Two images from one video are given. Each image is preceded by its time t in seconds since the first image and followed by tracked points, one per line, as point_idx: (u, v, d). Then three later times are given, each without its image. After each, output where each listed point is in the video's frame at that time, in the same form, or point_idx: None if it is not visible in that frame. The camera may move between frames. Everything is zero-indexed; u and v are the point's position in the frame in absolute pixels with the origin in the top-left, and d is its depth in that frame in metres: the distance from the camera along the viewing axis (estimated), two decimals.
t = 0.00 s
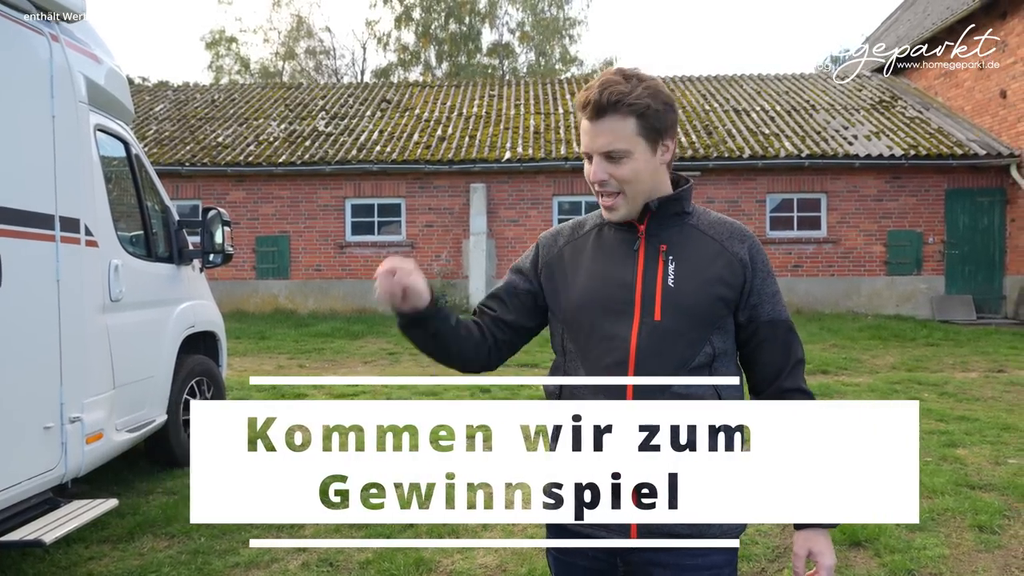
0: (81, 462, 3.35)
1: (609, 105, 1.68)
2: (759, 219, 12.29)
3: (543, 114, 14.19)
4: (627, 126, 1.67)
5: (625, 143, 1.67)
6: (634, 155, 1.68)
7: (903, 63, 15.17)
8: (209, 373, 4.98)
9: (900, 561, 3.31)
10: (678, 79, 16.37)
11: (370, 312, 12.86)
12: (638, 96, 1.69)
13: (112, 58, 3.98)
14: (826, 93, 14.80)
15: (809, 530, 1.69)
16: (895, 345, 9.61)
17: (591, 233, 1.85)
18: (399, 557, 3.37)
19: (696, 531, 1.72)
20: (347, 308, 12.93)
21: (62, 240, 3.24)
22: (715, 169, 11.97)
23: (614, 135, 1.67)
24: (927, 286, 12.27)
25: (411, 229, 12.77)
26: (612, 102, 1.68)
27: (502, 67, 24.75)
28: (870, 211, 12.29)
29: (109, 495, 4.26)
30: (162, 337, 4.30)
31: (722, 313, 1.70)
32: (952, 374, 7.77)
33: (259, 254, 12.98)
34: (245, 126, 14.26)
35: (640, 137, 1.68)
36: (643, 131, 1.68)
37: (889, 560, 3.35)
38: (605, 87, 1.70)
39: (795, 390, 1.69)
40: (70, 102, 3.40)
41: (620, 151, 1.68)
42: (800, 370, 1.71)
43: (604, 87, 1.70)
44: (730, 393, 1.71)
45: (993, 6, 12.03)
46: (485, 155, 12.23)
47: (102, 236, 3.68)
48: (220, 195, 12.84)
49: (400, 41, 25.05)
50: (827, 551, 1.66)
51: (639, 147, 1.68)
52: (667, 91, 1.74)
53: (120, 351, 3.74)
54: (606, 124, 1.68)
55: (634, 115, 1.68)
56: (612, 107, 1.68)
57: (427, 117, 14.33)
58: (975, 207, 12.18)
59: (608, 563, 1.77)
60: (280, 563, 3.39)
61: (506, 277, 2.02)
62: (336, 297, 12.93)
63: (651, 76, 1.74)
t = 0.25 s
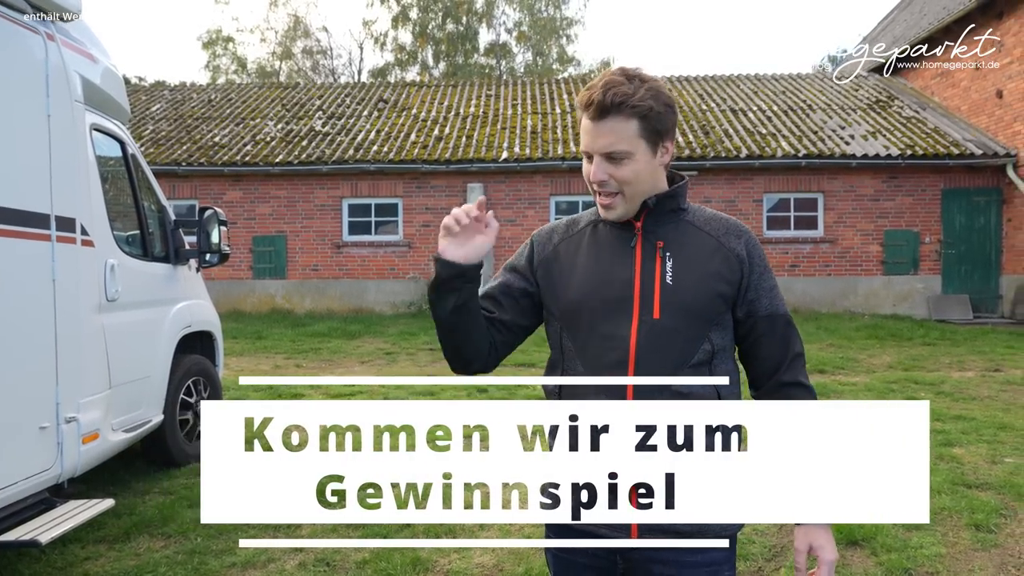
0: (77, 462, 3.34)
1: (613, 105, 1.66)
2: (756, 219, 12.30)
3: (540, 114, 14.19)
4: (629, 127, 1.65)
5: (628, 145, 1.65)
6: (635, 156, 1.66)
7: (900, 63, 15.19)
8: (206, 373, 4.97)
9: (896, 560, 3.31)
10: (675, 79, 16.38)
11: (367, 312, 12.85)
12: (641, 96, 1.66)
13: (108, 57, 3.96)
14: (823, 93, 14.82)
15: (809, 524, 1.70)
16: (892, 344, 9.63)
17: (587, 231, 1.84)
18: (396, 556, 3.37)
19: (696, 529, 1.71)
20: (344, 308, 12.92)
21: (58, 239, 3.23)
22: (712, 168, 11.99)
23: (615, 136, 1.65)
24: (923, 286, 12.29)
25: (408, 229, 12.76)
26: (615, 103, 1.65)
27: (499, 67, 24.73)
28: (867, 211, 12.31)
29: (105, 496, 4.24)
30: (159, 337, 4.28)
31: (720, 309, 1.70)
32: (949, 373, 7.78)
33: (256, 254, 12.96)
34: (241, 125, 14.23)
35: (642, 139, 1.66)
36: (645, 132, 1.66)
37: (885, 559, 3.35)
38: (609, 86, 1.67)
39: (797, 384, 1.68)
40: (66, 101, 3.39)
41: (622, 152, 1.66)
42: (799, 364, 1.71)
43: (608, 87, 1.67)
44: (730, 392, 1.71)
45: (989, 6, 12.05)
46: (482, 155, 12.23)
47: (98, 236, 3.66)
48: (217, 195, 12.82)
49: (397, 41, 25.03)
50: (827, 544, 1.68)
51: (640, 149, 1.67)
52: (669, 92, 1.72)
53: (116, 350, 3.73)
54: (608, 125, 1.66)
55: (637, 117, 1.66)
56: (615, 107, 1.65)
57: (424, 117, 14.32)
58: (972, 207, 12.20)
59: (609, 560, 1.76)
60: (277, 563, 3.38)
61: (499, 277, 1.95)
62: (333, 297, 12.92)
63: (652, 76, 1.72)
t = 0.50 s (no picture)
0: (71, 460, 3.32)
1: (628, 101, 1.65)
2: (751, 217, 12.33)
3: (536, 112, 14.18)
4: (642, 125, 1.65)
5: (639, 142, 1.65)
6: (645, 153, 1.66)
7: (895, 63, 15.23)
8: (201, 371, 4.96)
9: (890, 557, 3.32)
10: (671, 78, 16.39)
11: (362, 310, 12.83)
12: (658, 94, 1.66)
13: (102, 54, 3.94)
14: (818, 91, 14.85)
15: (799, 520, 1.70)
16: (887, 343, 9.65)
17: (590, 225, 1.83)
18: (391, 554, 3.36)
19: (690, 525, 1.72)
20: (339, 306, 12.89)
21: (52, 237, 3.21)
22: (708, 167, 12.00)
23: (626, 132, 1.65)
24: (918, 284, 12.33)
25: (404, 227, 12.74)
26: (631, 98, 1.64)
27: (495, 65, 24.70)
28: (862, 210, 12.34)
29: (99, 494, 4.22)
30: (153, 335, 4.26)
31: (721, 305, 1.70)
32: (943, 371, 7.81)
33: (251, 252, 12.94)
34: (237, 123, 14.19)
35: (652, 138, 1.66)
36: (656, 131, 1.66)
37: (880, 556, 3.36)
38: (626, 81, 1.66)
39: (793, 380, 1.68)
40: (60, 98, 3.37)
41: (632, 148, 1.65)
42: (797, 360, 1.70)
43: (625, 82, 1.66)
44: (728, 389, 1.71)
45: (984, 6, 12.08)
46: (478, 153, 12.22)
47: (92, 233, 3.64)
48: (212, 193, 12.78)
49: (393, 39, 25.00)
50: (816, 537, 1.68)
51: (650, 147, 1.66)
52: (683, 92, 1.72)
53: (110, 348, 3.71)
54: (621, 120, 1.65)
55: (650, 115, 1.65)
56: (630, 103, 1.65)
57: (420, 115, 14.30)
58: (966, 205, 12.24)
59: (605, 556, 1.77)
60: (271, 562, 3.37)
61: (509, 267, 1.90)
62: (329, 295, 12.89)
63: (668, 74, 1.71)
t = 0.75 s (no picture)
0: (64, 459, 3.30)
1: (638, 98, 1.64)
2: (746, 215, 12.35)
3: (531, 110, 14.18)
4: (650, 123, 1.64)
5: (646, 140, 1.65)
6: (651, 151, 1.66)
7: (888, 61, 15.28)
8: (194, 369, 4.94)
9: (884, 555, 3.33)
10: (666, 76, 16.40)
11: (357, 308, 12.80)
12: (666, 93, 1.66)
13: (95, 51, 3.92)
14: (812, 90, 14.88)
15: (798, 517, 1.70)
16: (881, 340, 9.69)
17: (590, 222, 1.81)
18: (386, 552, 3.36)
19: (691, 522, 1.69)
20: (334, 304, 12.86)
21: (44, 234, 3.19)
22: (703, 165, 12.02)
23: (634, 129, 1.64)
24: (912, 283, 12.38)
25: (398, 225, 12.72)
26: (641, 96, 1.64)
27: (490, 63, 24.66)
28: (856, 208, 12.38)
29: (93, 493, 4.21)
30: (147, 333, 4.24)
31: (722, 305, 1.70)
32: (937, 369, 7.84)
33: (245, 250, 12.90)
34: (231, 121, 14.13)
35: (659, 136, 1.66)
36: (664, 129, 1.66)
37: (874, 553, 3.37)
38: (636, 78, 1.66)
39: (788, 381, 1.70)
40: (53, 96, 3.35)
41: (639, 146, 1.65)
42: (792, 362, 1.73)
43: (635, 79, 1.65)
44: (727, 387, 1.72)
45: (978, 5, 12.12)
46: (472, 151, 12.20)
47: (85, 231, 3.62)
48: (206, 191, 12.73)
49: (387, 37, 24.94)
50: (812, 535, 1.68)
51: (657, 146, 1.66)
52: (690, 91, 1.72)
53: (103, 346, 3.69)
54: (630, 117, 1.64)
55: (658, 113, 1.65)
56: (640, 100, 1.64)
57: (415, 113, 14.27)
58: (960, 204, 12.29)
59: (604, 555, 1.73)
60: (266, 560, 3.36)
61: (508, 262, 1.86)
62: (323, 293, 12.86)
63: (677, 73, 1.71)
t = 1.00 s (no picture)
0: (57, 458, 3.28)
1: (644, 95, 1.65)
2: (742, 214, 12.37)
3: (527, 109, 14.17)
4: (655, 120, 1.65)
5: (650, 137, 1.65)
6: (655, 149, 1.66)
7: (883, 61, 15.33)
8: (189, 368, 4.92)
9: (879, 553, 3.34)
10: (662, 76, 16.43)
11: (353, 307, 12.78)
12: (671, 91, 1.67)
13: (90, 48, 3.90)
14: (808, 89, 14.91)
15: (793, 517, 1.66)
16: (876, 339, 9.71)
17: (588, 221, 1.80)
18: (381, 550, 3.35)
19: (692, 521, 1.66)
20: (329, 303, 12.83)
21: (38, 233, 3.17)
22: (698, 164, 12.04)
23: (639, 126, 1.64)
24: (907, 281, 12.41)
25: (394, 224, 12.70)
26: (646, 93, 1.65)
27: (486, 61, 24.62)
28: (852, 207, 12.41)
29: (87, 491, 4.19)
30: (141, 332, 4.22)
31: (721, 305, 1.70)
32: (932, 368, 7.87)
33: (241, 249, 12.88)
34: (226, 119, 14.09)
35: (663, 134, 1.66)
36: (668, 127, 1.67)
37: (868, 551, 3.38)
38: (642, 75, 1.66)
39: (783, 380, 1.70)
40: (47, 93, 3.33)
41: (643, 143, 1.65)
42: (787, 362, 1.73)
43: (641, 76, 1.66)
44: (724, 385, 1.72)
45: (973, 4, 12.15)
46: (468, 150, 12.19)
47: (79, 228, 3.60)
48: (201, 189, 12.69)
49: (383, 35, 24.90)
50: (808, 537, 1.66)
51: (660, 143, 1.66)
52: (693, 92, 1.73)
53: (98, 345, 3.67)
54: (634, 114, 1.65)
55: (663, 111, 1.66)
56: (646, 97, 1.65)
57: (411, 111, 14.25)
58: (954, 203, 12.33)
59: (602, 555, 1.70)
60: (261, 559, 3.35)
61: (505, 259, 1.84)
62: (319, 292, 12.83)
63: (682, 73, 1.72)
